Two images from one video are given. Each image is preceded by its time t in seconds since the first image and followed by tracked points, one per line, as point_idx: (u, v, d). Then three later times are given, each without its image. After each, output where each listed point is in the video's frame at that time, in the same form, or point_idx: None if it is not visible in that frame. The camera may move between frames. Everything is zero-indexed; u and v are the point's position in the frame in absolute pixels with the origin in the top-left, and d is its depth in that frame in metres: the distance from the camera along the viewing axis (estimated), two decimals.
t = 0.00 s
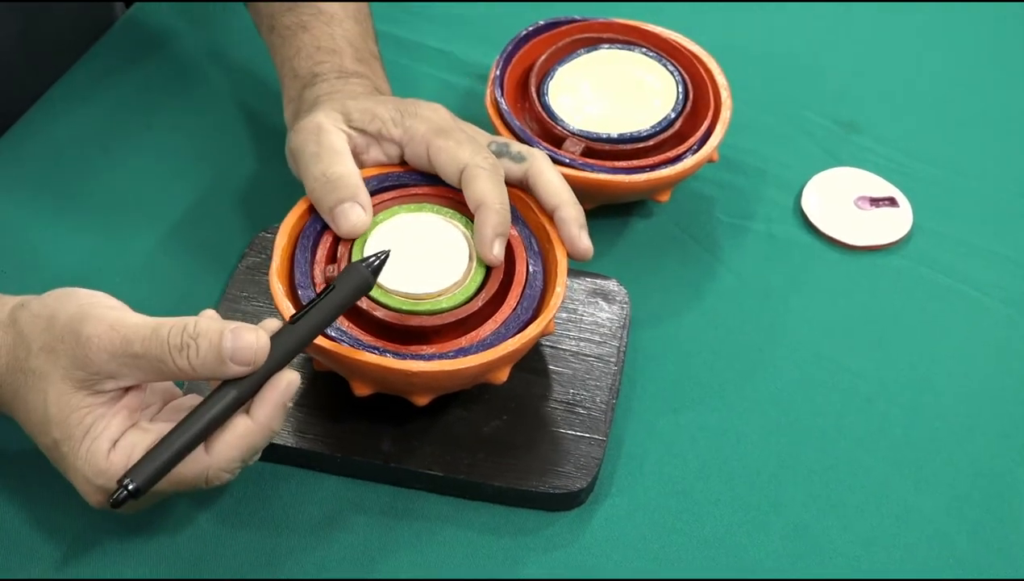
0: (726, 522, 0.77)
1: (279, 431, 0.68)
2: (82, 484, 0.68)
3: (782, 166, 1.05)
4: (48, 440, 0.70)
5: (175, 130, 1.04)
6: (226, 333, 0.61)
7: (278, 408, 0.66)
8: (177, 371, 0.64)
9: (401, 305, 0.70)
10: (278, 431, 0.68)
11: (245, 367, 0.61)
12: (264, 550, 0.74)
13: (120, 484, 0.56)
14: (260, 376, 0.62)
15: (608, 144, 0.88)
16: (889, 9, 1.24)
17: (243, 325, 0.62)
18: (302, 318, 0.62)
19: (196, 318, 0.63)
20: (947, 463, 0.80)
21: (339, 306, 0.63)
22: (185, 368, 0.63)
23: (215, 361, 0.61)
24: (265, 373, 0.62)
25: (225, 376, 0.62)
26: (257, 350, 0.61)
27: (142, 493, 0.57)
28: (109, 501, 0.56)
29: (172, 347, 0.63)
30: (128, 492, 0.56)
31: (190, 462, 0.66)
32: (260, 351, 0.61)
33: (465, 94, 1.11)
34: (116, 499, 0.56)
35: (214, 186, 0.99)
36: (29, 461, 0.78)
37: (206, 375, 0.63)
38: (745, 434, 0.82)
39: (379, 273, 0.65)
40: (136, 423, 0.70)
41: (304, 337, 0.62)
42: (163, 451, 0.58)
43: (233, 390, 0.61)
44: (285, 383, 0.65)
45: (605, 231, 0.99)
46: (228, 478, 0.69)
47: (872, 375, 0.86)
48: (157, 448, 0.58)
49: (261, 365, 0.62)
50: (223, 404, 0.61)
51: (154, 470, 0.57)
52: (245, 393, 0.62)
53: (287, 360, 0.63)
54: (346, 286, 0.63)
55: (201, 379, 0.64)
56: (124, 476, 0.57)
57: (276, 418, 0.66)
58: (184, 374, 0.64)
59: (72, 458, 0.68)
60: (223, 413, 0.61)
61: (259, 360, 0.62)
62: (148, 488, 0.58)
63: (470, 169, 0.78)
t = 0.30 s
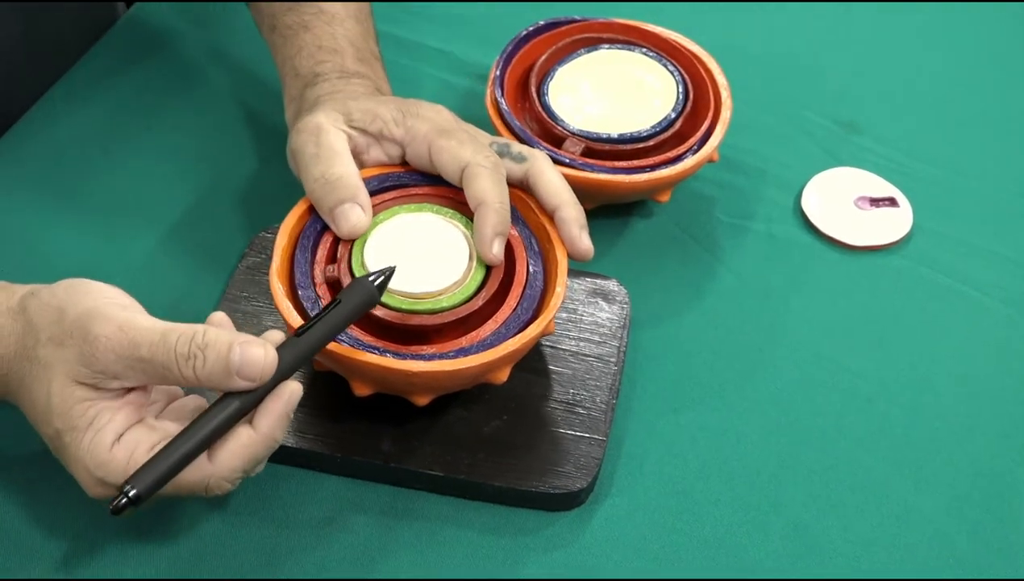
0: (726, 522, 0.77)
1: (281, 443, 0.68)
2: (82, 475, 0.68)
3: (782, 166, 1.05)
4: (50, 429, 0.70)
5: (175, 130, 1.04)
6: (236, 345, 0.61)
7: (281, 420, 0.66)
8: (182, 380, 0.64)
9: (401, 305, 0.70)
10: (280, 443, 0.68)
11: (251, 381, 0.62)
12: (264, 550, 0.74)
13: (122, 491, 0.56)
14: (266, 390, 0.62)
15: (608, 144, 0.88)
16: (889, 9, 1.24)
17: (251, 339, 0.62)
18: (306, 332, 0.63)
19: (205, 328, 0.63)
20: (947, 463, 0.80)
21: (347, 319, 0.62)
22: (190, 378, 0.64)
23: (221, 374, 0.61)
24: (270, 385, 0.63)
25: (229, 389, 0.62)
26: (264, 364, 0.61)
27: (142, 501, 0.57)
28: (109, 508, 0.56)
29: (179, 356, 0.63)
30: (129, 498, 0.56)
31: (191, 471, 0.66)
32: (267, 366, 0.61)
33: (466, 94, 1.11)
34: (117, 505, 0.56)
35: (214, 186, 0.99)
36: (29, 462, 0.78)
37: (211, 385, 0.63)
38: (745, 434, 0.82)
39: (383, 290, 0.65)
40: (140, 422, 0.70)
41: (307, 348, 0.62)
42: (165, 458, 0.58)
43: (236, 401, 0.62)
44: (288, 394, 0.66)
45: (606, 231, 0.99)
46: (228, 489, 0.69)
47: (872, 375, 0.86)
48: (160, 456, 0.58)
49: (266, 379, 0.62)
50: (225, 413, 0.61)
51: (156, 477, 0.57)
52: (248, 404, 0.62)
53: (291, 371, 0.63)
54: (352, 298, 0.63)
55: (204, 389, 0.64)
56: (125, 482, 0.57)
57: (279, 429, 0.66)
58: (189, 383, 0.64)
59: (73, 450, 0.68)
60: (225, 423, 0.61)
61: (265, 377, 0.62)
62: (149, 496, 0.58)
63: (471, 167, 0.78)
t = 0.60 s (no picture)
0: (726, 522, 0.77)
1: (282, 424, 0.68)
2: (86, 427, 0.67)
3: (782, 166, 1.05)
4: (54, 382, 0.69)
5: (175, 130, 1.04)
6: (237, 325, 0.61)
7: (282, 398, 0.66)
8: (184, 353, 0.64)
9: (401, 306, 0.70)
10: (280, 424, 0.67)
11: (250, 363, 0.61)
12: (264, 550, 0.74)
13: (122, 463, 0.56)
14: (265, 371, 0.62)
15: (608, 145, 0.88)
16: (889, 8, 1.24)
17: (253, 321, 0.62)
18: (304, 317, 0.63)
19: (211, 304, 0.64)
20: (947, 463, 0.80)
21: (343, 309, 0.63)
22: (191, 352, 0.64)
23: (221, 351, 0.61)
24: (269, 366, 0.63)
25: (228, 367, 0.62)
26: (264, 346, 0.61)
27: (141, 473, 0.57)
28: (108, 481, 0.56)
29: (182, 330, 0.63)
30: (128, 471, 0.55)
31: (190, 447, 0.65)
32: (269, 348, 0.61)
33: (466, 94, 1.11)
34: (117, 478, 0.55)
35: (214, 186, 0.99)
36: (29, 459, 0.78)
37: (210, 361, 0.63)
38: (745, 433, 0.82)
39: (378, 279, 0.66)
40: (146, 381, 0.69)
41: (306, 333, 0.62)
42: (167, 433, 0.58)
43: (235, 380, 0.61)
44: (287, 373, 0.65)
45: (605, 231, 0.99)
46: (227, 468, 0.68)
47: (872, 375, 0.86)
48: (161, 431, 0.58)
49: (265, 361, 0.62)
50: (225, 391, 0.61)
51: (156, 451, 0.57)
52: (248, 382, 0.62)
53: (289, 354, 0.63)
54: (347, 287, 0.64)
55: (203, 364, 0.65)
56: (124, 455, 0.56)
57: (280, 408, 0.66)
58: (190, 356, 0.64)
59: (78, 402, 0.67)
60: (226, 402, 0.61)
61: (263, 360, 0.62)
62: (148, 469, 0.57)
63: (471, 162, 0.77)
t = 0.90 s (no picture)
0: (725, 522, 0.77)
1: (265, 414, 0.67)
2: (66, 407, 0.66)
3: (782, 166, 1.05)
4: (36, 361, 0.68)
5: (176, 130, 1.04)
6: (232, 307, 0.62)
7: (267, 386, 0.65)
8: (172, 332, 0.65)
9: (401, 306, 0.70)
10: (263, 414, 0.67)
11: (241, 345, 0.62)
12: (264, 550, 0.73)
13: (102, 426, 0.55)
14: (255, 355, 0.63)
15: (608, 145, 0.88)
16: (889, 8, 1.24)
17: (249, 306, 0.63)
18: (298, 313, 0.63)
19: (205, 285, 0.65)
20: (947, 463, 0.80)
21: (339, 310, 0.64)
22: (180, 330, 0.64)
23: (212, 331, 0.62)
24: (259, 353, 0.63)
25: (218, 349, 0.63)
26: (256, 332, 0.62)
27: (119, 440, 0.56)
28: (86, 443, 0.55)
29: (173, 307, 0.64)
30: (107, 435, 0.55)
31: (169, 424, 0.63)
32: (260, 332, 0.62)
33: (466, 93, 1.11)
34: (94, 441, 0.55)
35: (214, 186, 1.00)
36: (28, 458, 0.78)
37: (199, 342, 0.63)
38: (745, 433, 0.82)
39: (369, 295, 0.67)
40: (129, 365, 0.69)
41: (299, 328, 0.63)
42: (150, 402, 0.57)
43: (224, 363, 0.62)
44: (275, 362, 0.65)
45: (605, 231, 0.99)
46: (204, 453, 0.67)
47: (872, 375, 0.86)
48: (144, 399, 0.57)
49: (257, 345, 0.62)
50: (212, 372, 0.61)
51: (138, 420, 0.57)
52: (235, 367, 0.62)
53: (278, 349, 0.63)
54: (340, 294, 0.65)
55: (190, 346, 0.65)
56: (105, 419, 0.56)
57: (265, 396, 0.65)
58: (178, 336, 0.64)
59: (60, 381, 0.66)
60: (208, 384, 0.61)
61: (255, 343, 0.62)
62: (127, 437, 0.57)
63: (469, 172, 0.77)
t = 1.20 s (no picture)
0: (725, 522, 0.77)
1: (268, 379, 0.66)
2: (68, 379, 0.66)
3: (782, 166, 1.05)
4: (36, 336, 0.67)
5: (175, 130, 1.04)
6: (231, 275, 0.62)
7: (269, 352, 0.63)
8: (173, 301, 0.64)
9: (402, 306, 0.70)
10: (267, 379, 0.65)
11: (241, 311, 0.62)
12: (264, 550, 0.73)
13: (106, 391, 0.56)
14: (255, 322, 0.62)
15: (608, 145, 0.88)
16: (889, 8, 1.24)
17: (247, 274, 0.62)
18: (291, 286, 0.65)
19: (204, 254, 0.65)
20: (947, 463, 0.80)
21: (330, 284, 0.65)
22: (181, 299, 0.64)
23: (213, 298, 0.62)
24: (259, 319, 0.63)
25: (219, 316, 0.62)
26: (256, 298, 0.62)
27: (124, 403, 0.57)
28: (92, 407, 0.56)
29: (174, 275, 0.64)
30: (112, 399, 0.56)
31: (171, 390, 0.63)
32: (260, 298, 0.62)
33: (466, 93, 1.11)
34: (99, 403, 0.55)
35: (214, 186, 1.00)
36: (28, 459, 0.78)
37: (200, 310, 0.63)
38: (745, 433, 0.83)
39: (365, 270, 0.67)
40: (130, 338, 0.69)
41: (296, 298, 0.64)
42: (152, 368, 0.57)
43: (224, 331, 0.61)
44: (275, 329, 0.63)
45: (605, 231, 0.99)
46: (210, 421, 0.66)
47: (872, 375, 0.86)
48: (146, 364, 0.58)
49: (258, 312, 0.62)
50: (213, 338, 0.61)
51: (140, 384, 0.57)
52: (236, 334, 0.62)
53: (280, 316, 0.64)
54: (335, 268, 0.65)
55: (190, 313, 0.65)
56: (110, 384, 0.57)
57: (267, 361, 0.64)
58: (179, 304, 0.64)
59: (61, 354, 0.66)
60: (212, 350, 0.61)
61: (255, 309, 0.62)
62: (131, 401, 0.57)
63: (482, 171, 0.77)
